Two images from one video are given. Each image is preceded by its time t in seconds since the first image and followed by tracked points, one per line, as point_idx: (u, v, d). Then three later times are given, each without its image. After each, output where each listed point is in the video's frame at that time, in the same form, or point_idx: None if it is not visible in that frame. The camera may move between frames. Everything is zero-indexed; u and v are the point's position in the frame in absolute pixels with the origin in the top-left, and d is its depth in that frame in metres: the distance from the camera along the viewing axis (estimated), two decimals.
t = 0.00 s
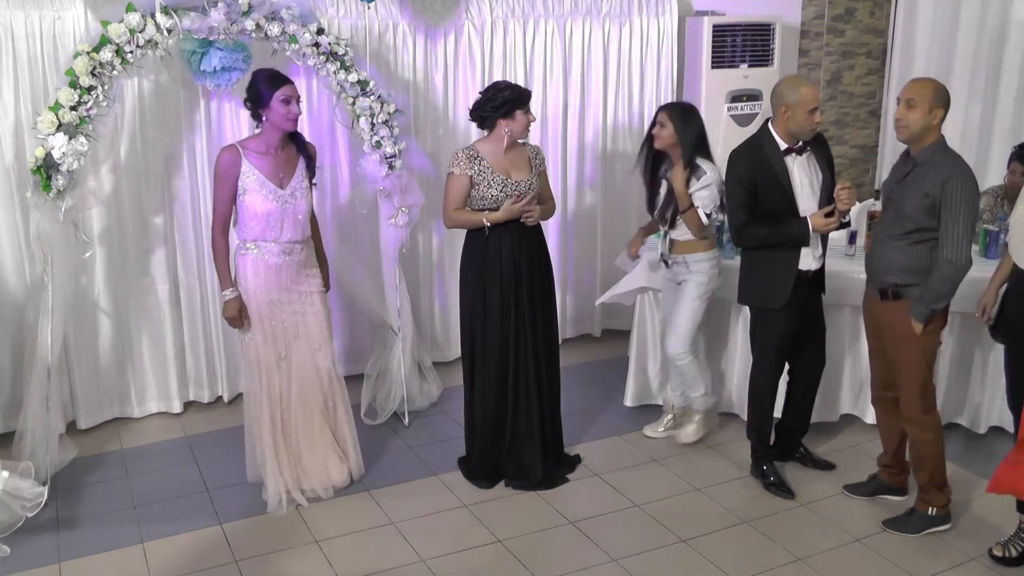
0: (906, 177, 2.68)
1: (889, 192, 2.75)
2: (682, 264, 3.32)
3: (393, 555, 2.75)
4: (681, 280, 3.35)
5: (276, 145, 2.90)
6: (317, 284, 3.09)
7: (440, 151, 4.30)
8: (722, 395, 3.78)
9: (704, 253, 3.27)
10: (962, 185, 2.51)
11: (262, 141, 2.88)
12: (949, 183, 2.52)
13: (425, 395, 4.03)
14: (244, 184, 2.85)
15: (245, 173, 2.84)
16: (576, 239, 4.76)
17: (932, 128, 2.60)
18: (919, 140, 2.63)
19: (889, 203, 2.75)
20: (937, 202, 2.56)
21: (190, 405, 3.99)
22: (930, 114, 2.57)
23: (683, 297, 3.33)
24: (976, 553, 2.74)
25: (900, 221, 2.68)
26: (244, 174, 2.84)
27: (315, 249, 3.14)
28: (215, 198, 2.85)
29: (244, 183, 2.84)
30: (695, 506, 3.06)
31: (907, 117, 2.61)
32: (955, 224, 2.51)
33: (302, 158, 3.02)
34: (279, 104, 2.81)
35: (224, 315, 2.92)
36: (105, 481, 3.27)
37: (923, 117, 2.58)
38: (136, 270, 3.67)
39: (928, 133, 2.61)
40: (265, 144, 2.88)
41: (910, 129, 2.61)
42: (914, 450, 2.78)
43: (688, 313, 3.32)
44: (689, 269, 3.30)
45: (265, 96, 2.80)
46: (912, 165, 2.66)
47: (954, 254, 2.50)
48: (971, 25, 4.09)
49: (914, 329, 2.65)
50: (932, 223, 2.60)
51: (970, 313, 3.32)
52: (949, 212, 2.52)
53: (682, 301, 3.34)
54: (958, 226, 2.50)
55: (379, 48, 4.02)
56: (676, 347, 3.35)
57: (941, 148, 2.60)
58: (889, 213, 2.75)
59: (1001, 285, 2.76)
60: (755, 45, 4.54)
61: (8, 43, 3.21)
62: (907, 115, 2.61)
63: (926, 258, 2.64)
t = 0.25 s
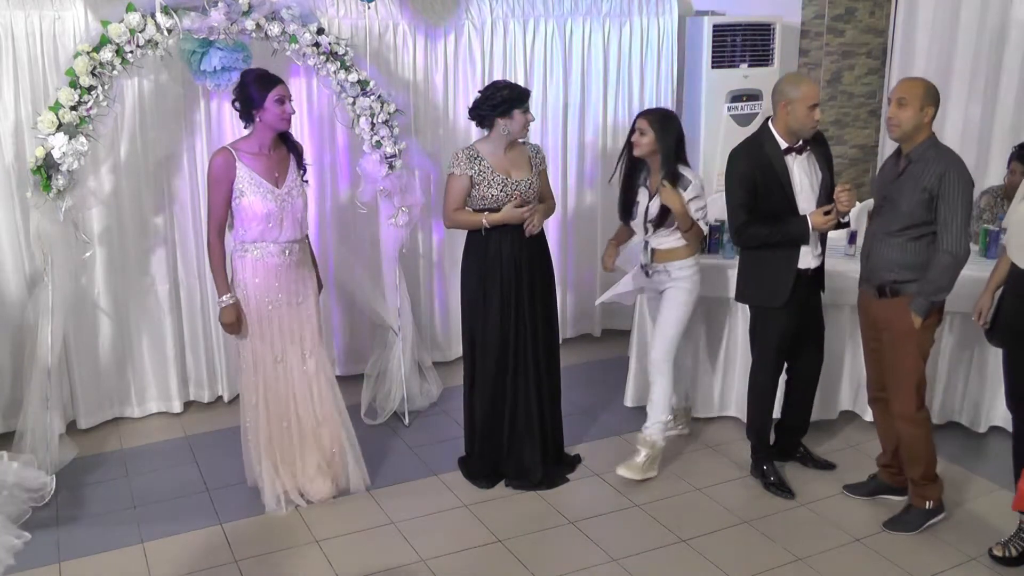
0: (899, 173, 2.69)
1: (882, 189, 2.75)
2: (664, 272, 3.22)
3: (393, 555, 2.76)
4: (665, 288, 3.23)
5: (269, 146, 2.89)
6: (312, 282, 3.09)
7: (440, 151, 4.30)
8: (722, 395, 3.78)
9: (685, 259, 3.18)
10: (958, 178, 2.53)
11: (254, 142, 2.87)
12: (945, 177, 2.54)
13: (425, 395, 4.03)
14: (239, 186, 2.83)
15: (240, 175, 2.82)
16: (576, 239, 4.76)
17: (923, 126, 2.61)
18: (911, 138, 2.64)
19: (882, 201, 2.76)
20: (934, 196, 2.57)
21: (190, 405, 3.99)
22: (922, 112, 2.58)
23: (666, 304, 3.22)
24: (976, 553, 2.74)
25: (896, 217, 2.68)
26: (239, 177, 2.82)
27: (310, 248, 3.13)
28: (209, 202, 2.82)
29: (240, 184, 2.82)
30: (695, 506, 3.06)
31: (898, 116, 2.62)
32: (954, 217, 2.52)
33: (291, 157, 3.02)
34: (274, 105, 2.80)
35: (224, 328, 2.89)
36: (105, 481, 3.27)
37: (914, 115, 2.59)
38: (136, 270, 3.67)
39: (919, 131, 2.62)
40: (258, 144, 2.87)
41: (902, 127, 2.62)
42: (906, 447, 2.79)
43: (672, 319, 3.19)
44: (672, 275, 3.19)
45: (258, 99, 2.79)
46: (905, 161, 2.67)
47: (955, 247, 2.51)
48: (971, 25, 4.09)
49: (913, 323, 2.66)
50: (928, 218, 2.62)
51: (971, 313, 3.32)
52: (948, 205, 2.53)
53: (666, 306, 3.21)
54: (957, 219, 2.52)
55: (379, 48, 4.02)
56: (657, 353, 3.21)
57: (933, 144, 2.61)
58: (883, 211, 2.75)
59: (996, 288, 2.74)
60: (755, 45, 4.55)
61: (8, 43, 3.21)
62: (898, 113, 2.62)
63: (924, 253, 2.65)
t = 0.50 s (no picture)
0: (897, 173, 2.69)
1: (881, 190, 2.76)
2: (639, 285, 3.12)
3: (393, 555, 2.75)
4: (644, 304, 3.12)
5: (265, 146, 2.89)
6: (310, 281, 3.09)
7: (440, 151, 4.30)
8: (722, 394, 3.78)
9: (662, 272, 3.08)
10: (958, 177, 2.53)
11: (250, 142, 2.87)
12: (943, 176, 2.54)
13: (425, 395, 4.03)
14: (239, 188, 2.83)
15: (239, 177, 2.82)
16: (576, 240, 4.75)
17: (919, 126, 2.61)
18: (907, 138, 2.64)
19: (881, 201, 2.76)
20: (933, 196, 2.57)
21: (190, 405, 3.99)
22: (917, 111, 2.58)
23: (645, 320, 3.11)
24: (976, 553, 2.74)
25: (895, 217, 2.68)
26: (238, 179, 2.82)
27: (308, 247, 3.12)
28: (208, 206, 2.81)
29: (239, 185, 2.82)
30: (695, 506, 3.06)
31: (893, 115, 2.62)
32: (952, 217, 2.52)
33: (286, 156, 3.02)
34: (270, 105, 2.81)
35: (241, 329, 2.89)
36: (105, 481, 3.27)
37: (910, 115, 2.59)
38: (136, 270, 3.67)
39: (916, 130, 2.62)
40: (254, 145, 2.87)
41: (897, 127, 2.62)
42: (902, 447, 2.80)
43: (649, 335, 3.08)
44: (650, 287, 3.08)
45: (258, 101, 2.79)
46: (904, 161, 2.67)
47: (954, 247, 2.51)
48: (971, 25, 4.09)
49: (910, 320, 2.65)
50: (927, 218, 2.62)
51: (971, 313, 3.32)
52: (946, 205, 2.53)
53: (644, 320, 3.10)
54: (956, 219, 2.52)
55: (379, 48, 4.02)
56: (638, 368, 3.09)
57: (929, 144, 2.61)
58: (882, 211, 2.75)
59: (995, 289, 2.74)
60: (755, 45, 4.54)
61: (8, 43, 3.21)
62: (894, 113, 2.61)
63: (922, 253, 2.65)
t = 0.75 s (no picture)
0: (895, 173, 2.69)
1: (879, 190, 2.75)
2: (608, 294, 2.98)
3: (393, 554, 2.75)
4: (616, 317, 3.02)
5: (266, 144, 2.89)
6: (311, 281, 3.09)
7: (440, 151, 4.30)
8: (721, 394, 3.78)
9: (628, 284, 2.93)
10: (955, 176, 2.53)
11: (252, 141, 2.87)
12: (942, 176, 2.54)
13: (425, 395, 4.03)
14: (241, 187, 2.82)
15: (242, 175, 2.82)
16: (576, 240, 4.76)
17: (916, 126, 2.61)
18: (904, 138, 2.65)
19: (880, 201, 2.75)
20: (931, 195, 2.57)
21: (190, 406, 3.99)
22: (915, 111, 2.59)
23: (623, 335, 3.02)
24: (977, 553, 2.74)
25: (894, 217, 2.67)
26: (240, 177, 2.82)
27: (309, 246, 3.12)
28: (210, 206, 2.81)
29: (241, 183, 2.82)
30: (695, 506, 3.06)
31: (890, 115, 2.62)
32: (951, 215, 2.52)
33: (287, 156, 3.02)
34: (271, 105, 2.81)
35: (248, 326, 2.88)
36: (105, 481, 3.26)
37: (907, 115, 2.59)
38: (136, 270, 3.67)
39: (913, 130, 2.63)
40: (256, 144, 2.87)
41: (895, 127, 2.62)
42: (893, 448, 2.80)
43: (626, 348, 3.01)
44: (619, 300, 2.96)
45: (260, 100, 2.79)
46: (901, 161, 2.67)
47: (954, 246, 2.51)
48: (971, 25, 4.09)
49: (909, 321, 2.64)
50: (926, 217, 2.61)
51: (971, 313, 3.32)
52: (944, 204, 2.53)
53: (620, 336, 3.01)
54: (954, 217, 2.52)
55: (379, 48, 4.02)
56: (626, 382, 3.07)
57: (927, 145, 2.62)
58: (880, 211, 2.75)
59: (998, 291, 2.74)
60: (755, 45, 4.54)
61: (8, 43, 3.21)
62: (892, 113, 2.62)
63: (922, 253, 2.64)
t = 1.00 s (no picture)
0: (892, 175, 2.69)
1: (876, 192, 2.75)
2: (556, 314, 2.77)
3: (392, 555, 2.76)
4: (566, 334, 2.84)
5: (275, 144, 2.90)
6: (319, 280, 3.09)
7: (440, 151, 4.30)
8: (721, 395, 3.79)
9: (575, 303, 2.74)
10: (951, 176, 2.53)
11: (261, 141, 2.88)
12: (939, 177, 2.54)
13: (425, 395, 4.03)
14: (250, 186, 2.83)
15: (251, 175, 2.83)
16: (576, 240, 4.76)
17: (914, 128, 2.61)
18: (903, 139, 2.64)
19: (877, 204, 2.75)
20: (928, 196, 2.57)
21: (190, 405, 3.99)
22: (913, 113, 2.58)
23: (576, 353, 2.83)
24: (976, 553, 2.75)
25: (891, 219, 2.67)
26: (249, 177, 2.83)
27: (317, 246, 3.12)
28: (218, 206, 2.82)
29: (249, 183, 2.82)
30: (694, 506, 3.06)
31: (888, 117, 2.63)
32: (948, 216, 2.52)
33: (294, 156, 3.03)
34: (280, 105, 2.81)
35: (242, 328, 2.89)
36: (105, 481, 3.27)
37: (905, 116, 2.59)
38: (136, 270, 3.67)
39: (911, 132, 2.63)
40: (265, 143, 2.88)
41: (892, 128, 2.62)
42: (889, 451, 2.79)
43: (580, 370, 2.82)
44: (569, 319, 2.76)
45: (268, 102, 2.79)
46: (898, 162, 2.67)
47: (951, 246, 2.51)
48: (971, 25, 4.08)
49: (910, 325, 2.63)
50: (923, 219, 2.61)
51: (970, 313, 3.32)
52: (940, 204, 2.52)
53: (574, 355, 2.82)
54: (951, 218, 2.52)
55: (379, 48, 4.02)
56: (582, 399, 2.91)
57: (926, 147, 2.62)
58: (878, 214, 2.74)
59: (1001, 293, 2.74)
60: (755, 45, 4.55)
61: (8, 43, 3.21)
62: (890, 114, 2.62)
63: (919, 255, 2.63)
